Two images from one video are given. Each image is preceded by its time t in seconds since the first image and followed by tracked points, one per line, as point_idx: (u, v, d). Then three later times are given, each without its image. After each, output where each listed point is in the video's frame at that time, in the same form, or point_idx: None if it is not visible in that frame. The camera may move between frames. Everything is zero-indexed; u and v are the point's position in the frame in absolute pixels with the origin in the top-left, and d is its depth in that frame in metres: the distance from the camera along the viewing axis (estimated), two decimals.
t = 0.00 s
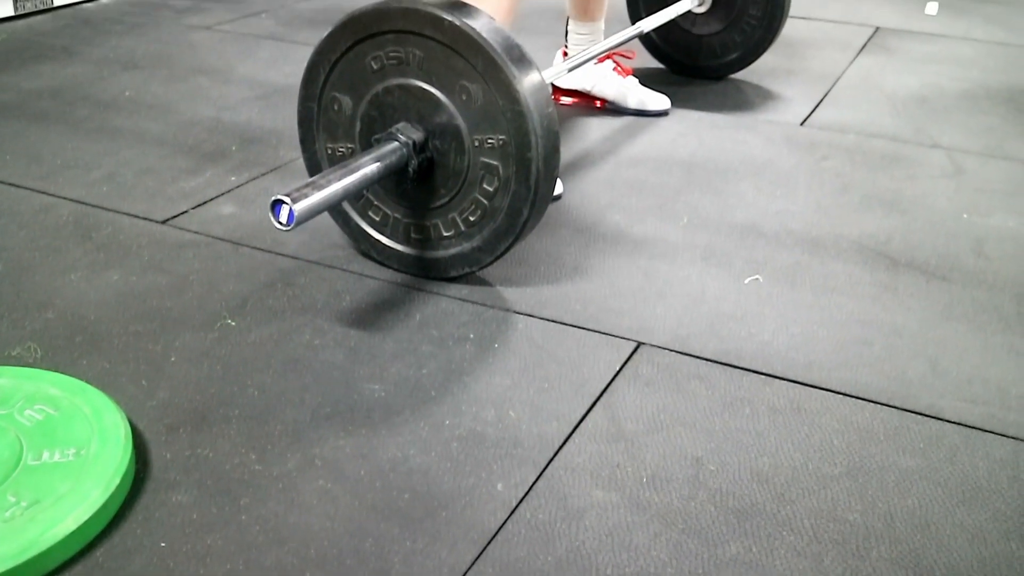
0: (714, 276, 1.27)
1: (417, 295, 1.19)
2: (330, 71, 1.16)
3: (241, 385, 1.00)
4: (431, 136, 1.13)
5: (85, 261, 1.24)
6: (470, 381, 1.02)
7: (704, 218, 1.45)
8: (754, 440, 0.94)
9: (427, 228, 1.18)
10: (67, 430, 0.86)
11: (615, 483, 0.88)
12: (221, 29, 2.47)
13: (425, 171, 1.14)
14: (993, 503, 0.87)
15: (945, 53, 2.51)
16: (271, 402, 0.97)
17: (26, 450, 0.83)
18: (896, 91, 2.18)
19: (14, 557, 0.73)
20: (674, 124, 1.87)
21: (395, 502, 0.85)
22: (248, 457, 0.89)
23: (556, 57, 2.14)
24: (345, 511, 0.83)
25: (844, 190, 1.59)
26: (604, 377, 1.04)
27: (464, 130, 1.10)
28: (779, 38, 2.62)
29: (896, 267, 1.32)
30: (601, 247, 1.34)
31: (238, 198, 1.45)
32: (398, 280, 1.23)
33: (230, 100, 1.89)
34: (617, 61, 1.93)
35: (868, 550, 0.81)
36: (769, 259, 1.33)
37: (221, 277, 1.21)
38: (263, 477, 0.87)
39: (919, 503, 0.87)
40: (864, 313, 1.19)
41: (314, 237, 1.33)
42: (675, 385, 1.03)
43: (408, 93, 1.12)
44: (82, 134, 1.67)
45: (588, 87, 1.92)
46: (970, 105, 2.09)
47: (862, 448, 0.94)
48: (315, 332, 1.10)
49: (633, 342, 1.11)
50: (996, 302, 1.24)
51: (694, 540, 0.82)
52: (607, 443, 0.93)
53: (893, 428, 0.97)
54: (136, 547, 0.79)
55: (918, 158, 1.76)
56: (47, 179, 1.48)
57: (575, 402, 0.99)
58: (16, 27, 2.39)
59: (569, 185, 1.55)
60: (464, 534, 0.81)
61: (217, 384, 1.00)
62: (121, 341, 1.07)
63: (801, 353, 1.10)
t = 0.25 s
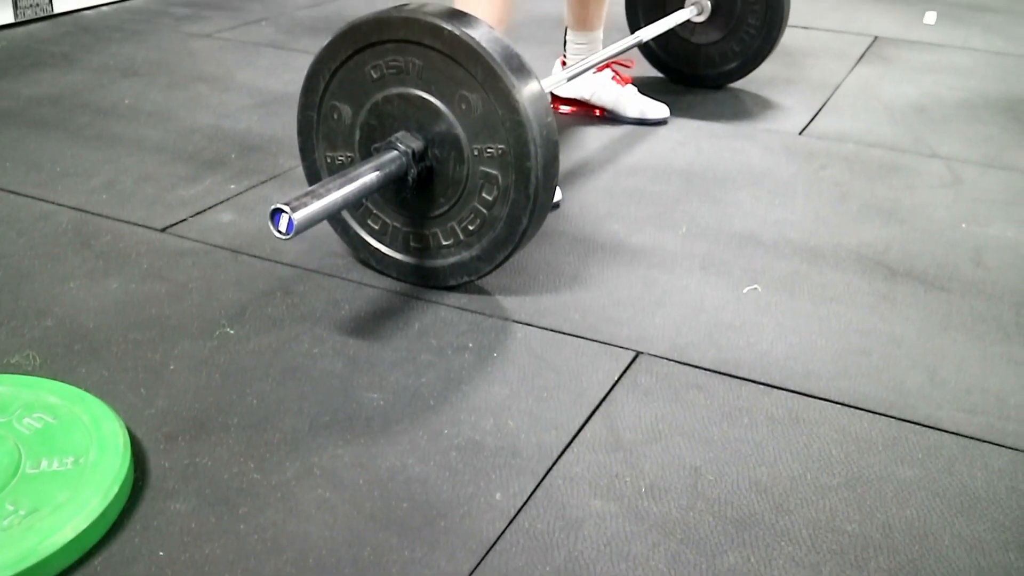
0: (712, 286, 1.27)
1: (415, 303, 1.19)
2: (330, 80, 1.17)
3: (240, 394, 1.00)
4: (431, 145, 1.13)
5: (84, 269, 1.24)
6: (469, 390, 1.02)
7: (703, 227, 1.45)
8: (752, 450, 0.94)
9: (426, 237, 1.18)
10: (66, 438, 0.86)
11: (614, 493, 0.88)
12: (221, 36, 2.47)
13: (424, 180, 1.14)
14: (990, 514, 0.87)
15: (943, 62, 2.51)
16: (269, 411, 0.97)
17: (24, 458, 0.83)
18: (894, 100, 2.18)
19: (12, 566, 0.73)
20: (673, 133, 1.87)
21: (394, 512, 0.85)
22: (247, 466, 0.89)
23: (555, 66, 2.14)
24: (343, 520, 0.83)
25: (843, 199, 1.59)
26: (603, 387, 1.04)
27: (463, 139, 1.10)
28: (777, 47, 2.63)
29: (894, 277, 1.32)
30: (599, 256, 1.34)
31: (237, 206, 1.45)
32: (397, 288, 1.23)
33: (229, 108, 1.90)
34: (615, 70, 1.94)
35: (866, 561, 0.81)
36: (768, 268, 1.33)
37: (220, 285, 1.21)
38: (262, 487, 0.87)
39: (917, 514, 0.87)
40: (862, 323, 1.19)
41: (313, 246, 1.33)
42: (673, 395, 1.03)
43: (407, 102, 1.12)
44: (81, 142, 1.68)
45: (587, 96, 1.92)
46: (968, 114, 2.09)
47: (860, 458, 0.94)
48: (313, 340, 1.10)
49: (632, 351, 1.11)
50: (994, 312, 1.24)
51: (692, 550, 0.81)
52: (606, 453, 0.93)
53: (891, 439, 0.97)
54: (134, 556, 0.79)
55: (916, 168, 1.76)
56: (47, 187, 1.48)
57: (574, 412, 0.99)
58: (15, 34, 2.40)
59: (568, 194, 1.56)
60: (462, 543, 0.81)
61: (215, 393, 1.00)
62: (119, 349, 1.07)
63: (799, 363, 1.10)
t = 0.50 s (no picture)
0: (711, 296, 1.27)
1: (414, 313, 1.19)
2: (329, 90, 1.17)
3: (239, 403, 1.00)
4: (430, 154, 1.13)
5: (83, 277, 1.24)
6: (468, 400, 1.02)
7: (701, 237, 1.45)
8: (751, 461, 0.94)
9: (425, 246, 1.18)
10: (64, 447, 0.86)
11: (612, 504, 0.88)
12: (221, 45, 2.48)
13: (423, 190, 1.15)
14: (989, 526, 0.87)
15: (941, 73, 2.52)
16: (268, 420, 0.97)
17: (23, 467, 0.83)
18: (892, 111, 2.19)
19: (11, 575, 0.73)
20: (671, 143, 1.88)
21: (392, 522, 0.84)
22: (245, 476, 0.89)
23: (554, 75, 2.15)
24: (342, 530, 0.83)
25: (841, 210, 1.60)
26: (602, 397, 1.04)
27: (463, 149, 1.10)
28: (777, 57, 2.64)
29: (893, 288, 1.32)
30: (598, 266, 1.34)
31: (237, 215, 1.45)
32: (396, 298, 1.23)
33: (229, 117, 1.90)
34: (615, 80, 1.94)
35: (865, 572, 0.81)
36: (766, 279, 1.33)
37: (219, 293, 1.21)
38: (260, 496, 0.87)
39: (916, 525, 0.87)
40: (861, 334, 1.20)
41: (312, 255, 1.34)
42: (671, 405, 1.03)
43: (407, 112, 1.12)
44: (80, 150, 1.68)
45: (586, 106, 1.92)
46: (967, 125, 2.10)
47: (858, 469, 0.94)
48: (312, 350, 1.10)
49: (630, 361, 1.11)
50: (992, 324, 1.24)
51: (690, 561, 0.81)
52: (604, 464, 0.93)
53: (889, 450, 0.97)
54: (132, 565, 0.79)
55: (914, 179, 1.76)
56: (46, 195, 1.48)
57: (572, 422, 0.99)
58: (16, 42, 2.40)
59: (567, 204, 1.56)
60: (461, 554, 0.81)
61: (214, 402, 1.00)
62: (118, 357, 1.07)
63: (797, 373, 1.10)
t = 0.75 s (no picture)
0: (710, 304, 1.27)
1: (413, 321, 1.19)
2: (328, 98, 1.17)
3: (238, 411, 1.00)
4: (429, 162, 1.13)
5: (82, 285, 1.24)
6: (467, 408, 1.02)
7: (700, 245, 1.45)
8: (750, 469, 0.94)
9: (425, 254, 1.19)
10: (63, 456, 0.86)
11: (611, 512, 0.88)
12: (220, 53, 2.48)
13: (422, 198, 1.15)
14: (988, 533, 0.87)
15: (939, 81, 2.53)
16: (267, 428, 0.97)
17: (22, 476, 0.83)
18: (891, 119, 2.19)
19: None
20: (670, 150, 1.88)
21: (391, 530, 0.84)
22: (245, 484, 0.89)
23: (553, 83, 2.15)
24: (341, 538, 0.83)
25: (840, 217, 1.60)
26: (601, 405, 1.04)
27: (462, 157, 1.11)
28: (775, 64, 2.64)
29: (892, 295, 1.33)
30: (597, 274, 1.34)
31: (236, 223, 1.45)
32: (395, 306, 1.23)
33: (228, 124, 1.90)
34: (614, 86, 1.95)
35: None
36: (765, 286, 1.33)
37: (219, 301, 1.21)
38: (259, 504, 0.87)
39: (915, 533, 0.87)
40: (860, 342, 1.20)
41: (311, 263, 1.34)
42: (670, 413, 1.03)
43: (406, 120, 1.13)
44: (80, 158, 1.68)
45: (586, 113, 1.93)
46: (965, 133, 2.10)
47: (857, 477, 0.94)
48: (312, 358, 1.10)
49: (629, 369, 1.11)
50: (992, 331, 1.24)
51: (690, 569, 0.81)
52: (603, 472, 0.93)
53: (888, 457, 0.97)
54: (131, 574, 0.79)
55: (913, 186, 1.77)
56: (45, 203, 1.48)
57: (572, 430, 0.99)
58: (15, 50, 2.41)
59: (566, 211, 1.56)
60: (460, 562, 0.81)
61: (213, 410, 1.00)
62: (117, 366, 1.07)
63: (796, 381, 1.10)
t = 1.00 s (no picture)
0: (708, 312, 1.28)
1: (412, 329, 1.19)
2: (327, 106, 1.18)
3: (237, 419, 1.00)
4: (428, 171, 1.14)
5: (81, 293, 1.24)
6: (466, 416, 1.02)
7: (699, 253, 1.46)
8: (748, 477, 0.95)
9: (423, 262, 1.19)
10: (62, 463, 0.86)
11: (610, 520, 0.88)
12: (220, 61, 2.49)
13: (421, 206, 1.15)
14: (986, 542, 0.87)
15: (938, 90, 2.53)
16: (266, 436, 0.97)
17: (21, 483, 0.83)
18: (889, 128, 2.20)
19: None
20: (669, 159, 1.89)
21: (390, 538, 0.84)
22: (243, 492, 0.89)
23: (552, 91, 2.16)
24: (339, 546, 0.83)
25: (839, 226, 1.60)
26: (599, 413, 1.04)
27: (460, 165, 1.11)
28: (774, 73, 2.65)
29: (890, 304, 1.33)
30: (596, 282, 1.35)
31: (235, 230, 1.45)
32: (394, 314, 1.23)
33: (227, 132, 1.91)
34: (613, 94, 1.95)
35: None
36: (764, 295, 1.33)
37: (218, 309, 1.21)
38: (258, 512, 0.87)
39: (914, 542, 0.87)
40: (858, 350, 1.20)
41: (311, 271, 1.34)
42: (669, 421, 1.03)
43: (405, 128, 1.13)
44: (79, 166, 1.68)
45: (584, 121, 1.93)
46: (963, 142, 2.11)
47: (856, 486, 0.94)
48: (311, 366, 1.10)
49: (628, 377, 1.11)
50: (990, 340, 1.24)
51: None
52: (602, 480, 0.93)
53: (887, 466, 0.97)
54: None
55: (912, 195, 1.77)
56: (45, 210, 1.49)
57: (570, 438, 0.99)
58: (15, 58, 2.41)
59: (565, 219, 1.57)
60: (458, 571, 0.81)
61: (212, 418, 1.00)
62: (116, 373, 1.07)
63: (795, 389, 1.10)
